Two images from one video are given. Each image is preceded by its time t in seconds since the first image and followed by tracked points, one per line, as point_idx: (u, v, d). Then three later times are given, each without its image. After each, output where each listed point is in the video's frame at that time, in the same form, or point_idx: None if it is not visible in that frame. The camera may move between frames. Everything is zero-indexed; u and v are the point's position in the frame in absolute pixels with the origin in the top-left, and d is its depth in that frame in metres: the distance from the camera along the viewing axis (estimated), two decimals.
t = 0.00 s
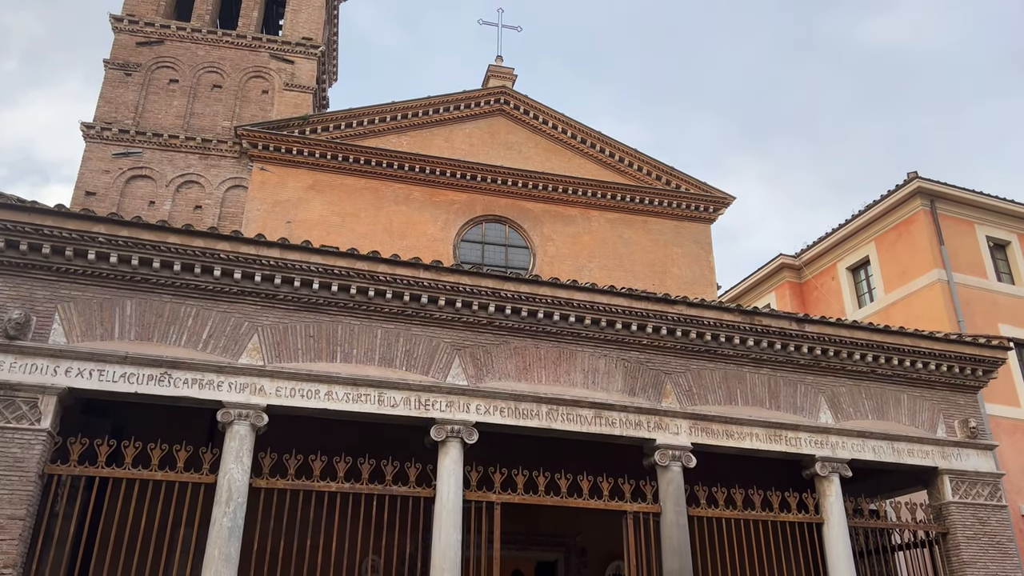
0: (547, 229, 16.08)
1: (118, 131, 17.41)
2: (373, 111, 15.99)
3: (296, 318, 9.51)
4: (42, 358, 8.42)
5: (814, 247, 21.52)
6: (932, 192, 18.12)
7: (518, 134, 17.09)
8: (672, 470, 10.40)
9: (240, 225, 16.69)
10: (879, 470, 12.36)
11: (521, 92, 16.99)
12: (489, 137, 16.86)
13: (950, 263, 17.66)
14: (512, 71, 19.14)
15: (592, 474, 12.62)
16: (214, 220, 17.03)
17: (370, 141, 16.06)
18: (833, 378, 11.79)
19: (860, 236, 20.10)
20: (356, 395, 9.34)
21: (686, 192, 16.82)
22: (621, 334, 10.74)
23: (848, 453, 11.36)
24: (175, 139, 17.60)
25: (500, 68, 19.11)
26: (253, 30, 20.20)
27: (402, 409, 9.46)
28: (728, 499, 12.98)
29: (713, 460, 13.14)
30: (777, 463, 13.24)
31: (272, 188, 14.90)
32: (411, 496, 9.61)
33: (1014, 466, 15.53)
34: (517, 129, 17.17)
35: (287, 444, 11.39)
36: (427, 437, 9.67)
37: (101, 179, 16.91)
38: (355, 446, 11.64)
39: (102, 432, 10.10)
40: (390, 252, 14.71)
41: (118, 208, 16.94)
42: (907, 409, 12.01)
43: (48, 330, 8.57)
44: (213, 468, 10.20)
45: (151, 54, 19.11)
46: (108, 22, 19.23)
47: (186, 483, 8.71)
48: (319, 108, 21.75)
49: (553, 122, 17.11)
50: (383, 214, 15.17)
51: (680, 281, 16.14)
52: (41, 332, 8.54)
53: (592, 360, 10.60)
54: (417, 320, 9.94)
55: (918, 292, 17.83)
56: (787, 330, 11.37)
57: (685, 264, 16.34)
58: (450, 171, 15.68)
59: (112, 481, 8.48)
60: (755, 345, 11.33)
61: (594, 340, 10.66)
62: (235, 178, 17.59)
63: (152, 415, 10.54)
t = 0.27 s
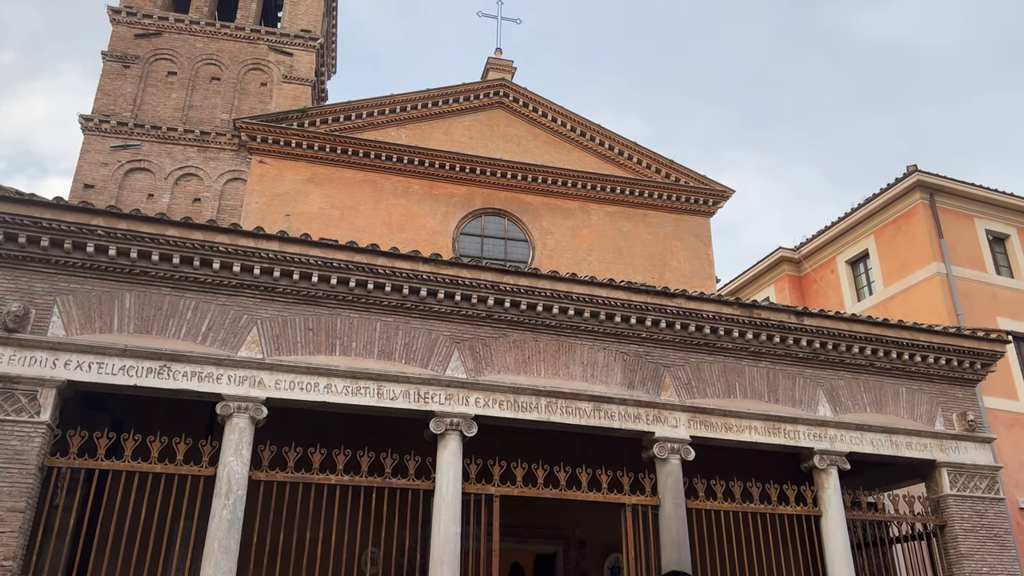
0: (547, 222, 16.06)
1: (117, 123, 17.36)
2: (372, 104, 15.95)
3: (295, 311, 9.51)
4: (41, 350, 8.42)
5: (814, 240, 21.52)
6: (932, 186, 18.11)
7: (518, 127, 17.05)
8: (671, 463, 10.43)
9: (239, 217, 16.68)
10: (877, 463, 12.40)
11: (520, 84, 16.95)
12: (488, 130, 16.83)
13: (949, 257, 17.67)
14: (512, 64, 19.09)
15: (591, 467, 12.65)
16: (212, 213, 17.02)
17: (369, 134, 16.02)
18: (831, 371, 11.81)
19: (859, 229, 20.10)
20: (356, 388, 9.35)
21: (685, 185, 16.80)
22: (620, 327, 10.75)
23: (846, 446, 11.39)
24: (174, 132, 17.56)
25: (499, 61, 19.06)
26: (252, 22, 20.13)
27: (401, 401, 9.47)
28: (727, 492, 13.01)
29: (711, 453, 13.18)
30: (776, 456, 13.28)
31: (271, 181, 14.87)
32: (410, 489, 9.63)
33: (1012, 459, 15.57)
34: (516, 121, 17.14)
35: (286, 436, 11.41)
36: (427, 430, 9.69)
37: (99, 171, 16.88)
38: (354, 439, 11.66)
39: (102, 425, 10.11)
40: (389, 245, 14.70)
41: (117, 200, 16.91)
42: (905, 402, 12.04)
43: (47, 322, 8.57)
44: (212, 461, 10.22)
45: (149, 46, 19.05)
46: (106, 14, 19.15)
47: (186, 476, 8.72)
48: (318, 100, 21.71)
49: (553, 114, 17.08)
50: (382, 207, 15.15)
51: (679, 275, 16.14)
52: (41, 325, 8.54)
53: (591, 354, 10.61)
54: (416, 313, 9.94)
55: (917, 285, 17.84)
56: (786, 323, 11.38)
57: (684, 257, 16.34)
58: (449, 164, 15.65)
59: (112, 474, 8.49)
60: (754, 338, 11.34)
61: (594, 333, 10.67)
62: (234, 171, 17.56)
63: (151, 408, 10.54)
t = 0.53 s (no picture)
0: (544, 216, 16.06)
1: (113, 117, 17.31)
2: (369, 98, 15.92)
3: (293, 305, 9.51)
4: (39, 344, 8.41)
5: (811, 234, 21.55)
6: (929, 179, 18.13)
7: (515, 121, 17.03)
8: (668, 456, 10.45)
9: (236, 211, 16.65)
10: (874, 456, 12.43)
11: (518, 78, 16.92)
12: (486, 124, 16.81)
13: (946, 250, 17.68)
14: (509, 57, 19.06)
15: (588, 460, 12.68)
16: (209, 207, 17.00)
17: (366, 128, 16.00)
18: (828, 364, 11.83)
19: (856, 223, 20.13)
20: (353, 381, 9.35)
21: (683, 178, 16.80)
22: (617, 321, 10.76)
23: (843, 439, 11.42)
24: (170, 125, 17.52)
25: (496, 54, 19.03)
26: (248, 15, 20.07)
27: (399, 395, 9.47)
28: (724, 485, 13.05)
29: (708, 446, 13.21)
30: (773, 449, 13.32)
31: (268, 175, 14.85)
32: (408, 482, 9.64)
33: (1008, 451, 15.62)
34: (514, 115, 17.12)
35: (284, 430, 11.42)
36: (424, 424, 9.70)
37: (96, 165, 16.84)
38: (352, 432, 11.67)
39: (100, 419, 10.11)
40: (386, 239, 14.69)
41: (113, 194, 16.88)
42: (902, 395, 12.07)
43: (44, 316, 8.56)
44: (210, 454, 10.23)
45: (145, 39, 18.98)
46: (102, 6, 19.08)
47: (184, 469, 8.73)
48: (315, 94, 21.66)
49: (550, 108, 17.06)
50: (379, 201, 15.14)
51: (677, 269, 16.15)
52: (37, 318, 8.53)
53: (589, 347, 10.62)
54: (414, 307, 9.94)
55: (914, 279, 17.86)
56: (783, 316, 11.40)
57: (682, 251, 16.35)
58: (446, 157, 15.63)
59: (108, 467, 8.49)
60: (751, 332, 11.36)
61: (591, 327, 10.68)
62: (231, 165, 17.53)
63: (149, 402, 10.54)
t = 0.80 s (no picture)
0: (543, 209, 16.05)
1: (111, 110, 17.27)
2: (367, 90, 15.89)
3: (291, 298, 9.51)
4: (38, 337, 8.41)
5: (810, 227, 21.56)
6: (928, 172, 18.13)
7: (514, 113, 17.01)
8: (666, 448, 10.47)
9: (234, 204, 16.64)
10: (872, 448, 12.48)
11: (517, 70, 16.89)
12: (484, 116, 16.78)
13: (945, 243, 17.69)
14: (507, 50, 19.02)
15: (587, 452, 12.71)
16: (208, 200, 16.98)
17: (365, 120, 15.97)
18: (827, 357, 11.86)
19: (855, 216, 20.14)
20: (352, 374, 9.37)
21: (682, 171, 16.78)
22: (616, 314, 10.77)
23: (840, 431, 11.44)
24: (168, 118, 17.48)
25: (495, 46, 18.99)
26: (246, 7, 20.01)
27: (398, 387, 9.49)
28: (722, 477, 13.10)
29: (706, 439, 13.25)
30: (771, 442, 13.36)
31: (266, 168, 14.83)
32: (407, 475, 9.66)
33: (1006, 444, 15.66)
34: (512, 108, 17.09)
35: (284, 423, 11.44)
36: (424, 416, 9.71)
37: (94, 158, 16.81)
38: (351, 425, 11.70)
39: (99, 412, 10.13)
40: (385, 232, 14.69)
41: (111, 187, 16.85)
42: (900, 388, 12.09)
43: (43, 309, 8.56)
44: (210, 447, 10.25)
45: (143, 31, 18.92)
46: None
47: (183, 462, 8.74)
48: (314, 87, 21.62)
49: (549, 101, 17.04)
50: (378, 194, 15.13)
51: (675, 262, 16.16)
52: (36, 311, 8.53)
53: (587, 340, 10.63)
54: (413, 300, 9.95)
55: (912, 272, 17.88)
56: (782, 309, 11.42)
57: (681, 244, 16.36)
58: (445, 150, 15.61)
59: (108, 460, 8.50)
60: (749, 325, 11.39)
61: (590, 320, 10.69)
62: (230, 158, 17.51)
63: (148, 394, 10.55)
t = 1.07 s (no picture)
0: (543, 200, 16.04)
1: (109, 100, 17.21)
2: (367, 81, 15.84)
3: (291, 288, 9.51)
4: (38, 327, 8.42)
5: (810, 218, 21.56)
6: (928, 163, 18.11)
7: (514, 104, 16.97)
8: (665, 439, 10.49)
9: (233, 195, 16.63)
10: (870, 439, 12.51)
11: (516, 61, 16.84)
12: (484, 107, 16.75)
13: (944, 234, 17.68)
14: (507, 40, 18.96)
15: (586, 442, 12.74)
16: (207, 191, 16.97)
17: (364, 111, 15.93)
18: (826, 348, 11.87)
19: (855, 207, 20.13)
20: (352, 364, 9.38)
21: (682, 162, 16.76)
22: (615, 304, 10.79)
23: (839, 422, 11.47)
24: (167, 108, 17.44)
25: (494, 36, 18.93)
26: None
27: (397, 378, 9.50)
28: (721, 468, 13.13)
29: (705, 429, 13.29)
30: (769, 432, 13.40)
31: (266, 158, 14.81)
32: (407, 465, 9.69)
33: (1004, 435, 15.70)
34: (512, 98, 17.06)
35: (284, 412, 11.47)
36: (423, 407, 9.73)
37: (92, 148, 16.77)
38: (351, 415, 11.73)
39: (99, 402, 10.14)
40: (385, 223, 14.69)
41: (110, 177, 16.83)
42: (898, 379, 12.11)
43: (43, 299, 8.56)
44: (210, 437, 10.30)
45: (141, 21, 18.84)
46: None
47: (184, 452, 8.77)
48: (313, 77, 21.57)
49: (549, 91, 17.00)
50: (377, 185, 15.11)
51: (675, 253, 16.17)
52: (36, 301, 8.53)
53: (587, 331, 10.64)
54: (412, 290, 9.95)
55: (912, 263, 17.87)
56: (781, 300, 11.43)
57: (680, 235, 16.36)
58: (444, 141, 15.58)
59: (108, 450, 8.51)
60: (749, 316, 11.40)
61: (589, 311, 10.70)
62: (229, 148, 17.47)
63: (148, 384, 10.57)
